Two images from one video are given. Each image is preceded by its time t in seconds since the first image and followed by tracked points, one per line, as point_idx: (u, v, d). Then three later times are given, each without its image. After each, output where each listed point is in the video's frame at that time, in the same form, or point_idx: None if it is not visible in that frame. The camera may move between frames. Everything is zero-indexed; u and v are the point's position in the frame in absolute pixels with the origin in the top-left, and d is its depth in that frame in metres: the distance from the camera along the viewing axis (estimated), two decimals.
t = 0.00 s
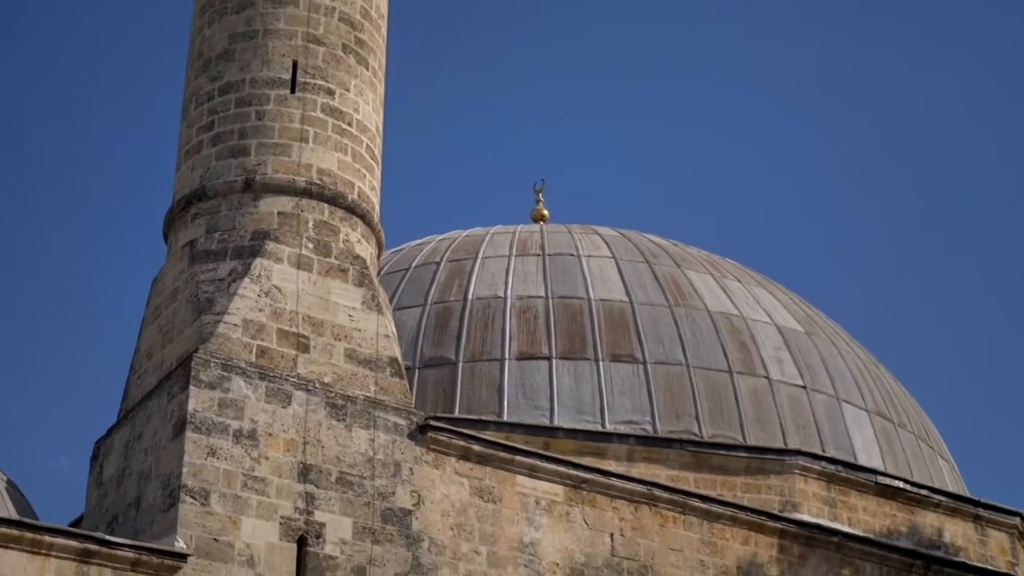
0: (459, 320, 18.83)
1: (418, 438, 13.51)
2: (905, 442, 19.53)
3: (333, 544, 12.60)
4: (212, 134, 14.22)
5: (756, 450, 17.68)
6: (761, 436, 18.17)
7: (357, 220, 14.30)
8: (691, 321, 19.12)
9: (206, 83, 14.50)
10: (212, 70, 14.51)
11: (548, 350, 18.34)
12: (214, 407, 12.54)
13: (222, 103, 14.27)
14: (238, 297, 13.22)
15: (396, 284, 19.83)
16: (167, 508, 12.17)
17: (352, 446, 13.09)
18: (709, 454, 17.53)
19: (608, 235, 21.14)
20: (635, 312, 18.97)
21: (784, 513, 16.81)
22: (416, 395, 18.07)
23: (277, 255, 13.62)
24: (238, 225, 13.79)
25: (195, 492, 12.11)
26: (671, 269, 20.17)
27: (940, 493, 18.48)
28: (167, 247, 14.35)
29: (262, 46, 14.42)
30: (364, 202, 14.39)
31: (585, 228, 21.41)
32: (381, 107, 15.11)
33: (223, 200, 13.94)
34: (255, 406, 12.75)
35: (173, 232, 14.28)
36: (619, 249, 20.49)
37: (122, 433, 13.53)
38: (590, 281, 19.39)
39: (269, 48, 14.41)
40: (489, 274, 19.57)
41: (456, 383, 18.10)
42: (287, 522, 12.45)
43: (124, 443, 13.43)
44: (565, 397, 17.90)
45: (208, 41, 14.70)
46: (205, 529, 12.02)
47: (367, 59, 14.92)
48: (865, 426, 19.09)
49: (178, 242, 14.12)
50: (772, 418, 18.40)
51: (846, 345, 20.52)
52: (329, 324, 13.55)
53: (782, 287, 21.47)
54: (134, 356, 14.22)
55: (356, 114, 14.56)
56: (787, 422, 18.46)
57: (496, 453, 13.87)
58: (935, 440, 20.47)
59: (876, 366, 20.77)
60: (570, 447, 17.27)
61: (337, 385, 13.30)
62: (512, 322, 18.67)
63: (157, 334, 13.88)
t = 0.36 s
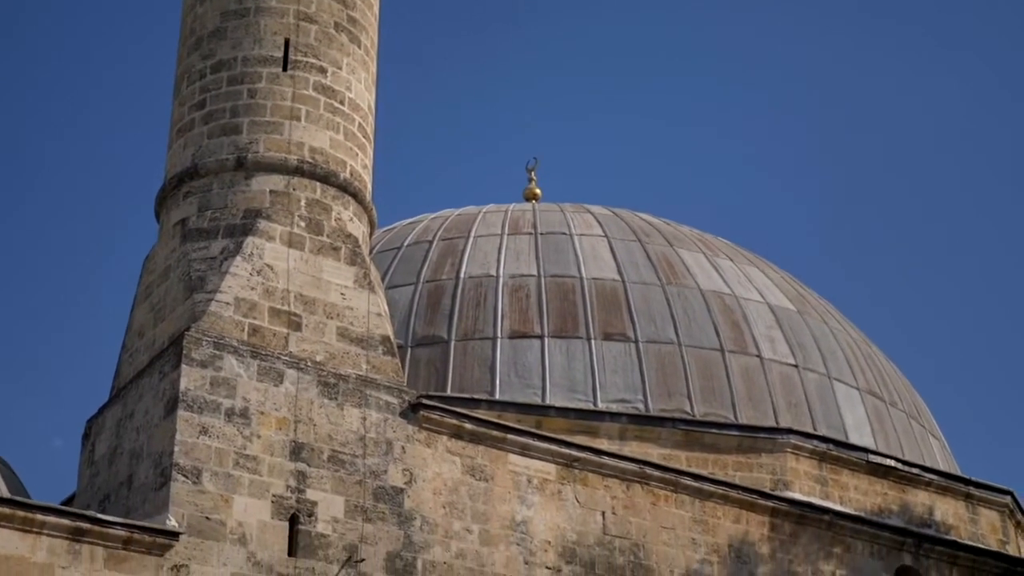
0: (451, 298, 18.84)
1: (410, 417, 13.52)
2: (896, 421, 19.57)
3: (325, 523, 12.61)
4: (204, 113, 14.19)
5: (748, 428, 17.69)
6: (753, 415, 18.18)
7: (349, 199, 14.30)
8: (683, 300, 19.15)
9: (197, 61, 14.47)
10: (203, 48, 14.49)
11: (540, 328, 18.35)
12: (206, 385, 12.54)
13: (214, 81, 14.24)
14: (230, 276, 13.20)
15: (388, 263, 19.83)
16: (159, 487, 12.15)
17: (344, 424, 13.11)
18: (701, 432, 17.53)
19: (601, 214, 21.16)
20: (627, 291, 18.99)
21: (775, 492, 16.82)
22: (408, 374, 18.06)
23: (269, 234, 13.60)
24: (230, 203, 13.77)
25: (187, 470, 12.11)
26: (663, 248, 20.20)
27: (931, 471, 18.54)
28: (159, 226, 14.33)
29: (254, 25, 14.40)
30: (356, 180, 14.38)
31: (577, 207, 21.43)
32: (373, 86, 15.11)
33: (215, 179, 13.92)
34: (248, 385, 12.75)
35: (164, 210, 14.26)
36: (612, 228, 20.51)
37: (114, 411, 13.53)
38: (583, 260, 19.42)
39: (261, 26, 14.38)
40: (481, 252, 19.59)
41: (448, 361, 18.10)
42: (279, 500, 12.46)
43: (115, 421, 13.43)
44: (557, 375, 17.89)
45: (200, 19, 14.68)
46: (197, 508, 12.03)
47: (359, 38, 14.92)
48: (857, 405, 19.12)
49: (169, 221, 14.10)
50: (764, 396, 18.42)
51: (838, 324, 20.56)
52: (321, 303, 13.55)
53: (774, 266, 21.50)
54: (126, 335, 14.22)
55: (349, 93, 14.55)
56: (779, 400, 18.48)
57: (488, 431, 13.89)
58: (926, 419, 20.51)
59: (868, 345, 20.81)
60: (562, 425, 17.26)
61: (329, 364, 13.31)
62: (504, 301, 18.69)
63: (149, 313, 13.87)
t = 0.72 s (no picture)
0: (443, 274, 18.85)
1: (402, 392, 13.53)
2: (888, 396, 19.62)
3: (318, 498, 12.64)
4: (195, 88, 14.16)
5: (739, 403, 17.71)
6: (745, 390, 18.21)
7: (341, 174, 14.29)
8: (675, 275, 19.18)
9: (189, 37, 14.45)
10: (194, 23, 14.46)
11: (533, 304, 18.37)
12: (198, 360, 12.55)
13: (205, 57, 14.22)
14: (222, 252, 13.19)
15: (380, 239, 19.84)
16: (151, 462, 12.16)
17: (336, 399, 13.12)
18: (693, 407, 17.55)
19: (593, 190, 21.18)
20: (619, 267, 19.01)
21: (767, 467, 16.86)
22: (401, 349, 18.08)
23: (261, 209, 13.59)
24: (221, 178, 13.76)
25: (179, 445, 12.13)
26: (656, 224, 20.22)
27: (922, 446, 18.59)
28: (150, 201, 14.32)
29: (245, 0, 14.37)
30: (348, 156, 14.37)
31: (569, 183, 21.44)
32: (365, 62, 15.10)
33: (206, 154, 13.91)
34: (240, 360, 12.76)
35: (156, 186, 14.25)
36: (604, 204, 20.53)
37: (106, 387, 13.55)
38: (575, 236, 19.44)
39: (253, 2, 14.36)
40: (473, 228, 19.60)
41: (440, 337, 18.10)
42: (272, 475, 12.48)
43: (107, 397, 13.44)
44: (549, 351, 17.91)
45: None
46: (189, 483, 12.04)
47: (351, 14, 14.91)
48: (849, 380, 19.16)
49: (161, 196, 14.09)
50: (756, 372, 18.44)
51: (830, 300, 20.59)
52: (313, 279, 13.55)
53: (766, 242, 21.53)
54: (118, 310, 14.22)
55: (340, 68, 14.53)
56: (771, 376, 18.51)
57: (480, 406, 13.90)
58: (918, 394, 20.56)
59: (860, 320, 20.85)
60: (554, 401, 17.28)
61: (321, 339, 13.31)
62: (497, 277, 18.70)
63: (140, 289, 13.87)
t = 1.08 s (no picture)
0: (435, 247, 18.83)
1: (395, 364, 13.52)
2: (880, 368, 19.64)
3: (310, 470, 12.64)
4: (186, 60, 14.11)
5: (732, 376, 17.72)
6: (738, 362, 18.22)
7: (333, 146, 14.25)
8: (668, 248, 19.17)
9: (180, 8, 14.40)
10: None
11: (525, 277, 18.35)
12: (191, 333, 12.53)
13: (197, 28, 14.17)
14: (214, 224, 13.16)
15: (372, 211, 19.82)
16: (144, 434, 12.16)
17: (329, 371, 13.11)
18: (686, 379, 17.56)
19: (586, 162, 21.16)
20: (612, 240, 19.01)
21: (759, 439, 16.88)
22: (393, 321, 18.06)
23: (253, 181, 13.55)
24: (214, 150, 13.72)
25: (172, 418, 12.12)
26: (648, 197, 20.22)
27: (915, 419, 18.62)
28: (142, 173, 14.28)
29: None
30: (340, 128, 14.33)
31: (562, 155, 21.41)
32: (357, 34, 15.05)
33: (198, 126, 13.86)
34: (232, 332, 12.74)
35: (147, 157, 14.21)
36: (597, 176, 20.52)
37: (98, 359, 13.53)
38: (568, 208, 19.43)
39: None
40: (466, 200, 19.59)
41: (433, 309, 18.09)
42: (264, 447, 12.48)
43: (100, 369, 13.42)
44: (542, 323, 17.90)
45: None
46: (182, 455, 12.04)
47: None
48: (841, 352, 19.18)
49: (153, 168, 14.04)
50: (749, 344, 18.45)
51: (822, 272, 20.61)
52: (305, 251, 13.52)
53: (758, 214, 21.53)
54: (110, 282, 14.20)
55: (332, 40, 14.49)
56: (764, 348, 18.51)
57: (473, 378, 13.89)
58: (909, 366, 20.60)
59: (853, 293, 20.87)
60: (547, 373, 17.29)
61: (313, 312, 13.29)
62: (489, 249, 18.69)
63: (132, 261, 13.84)
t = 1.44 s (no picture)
0: (429, 217, 18.82)
1: (389, 334, 13.52)
2: (874, 338, 19.67)
3: (305, 440, 12.66)
4: (179, 30, 14.10)
5: (725, 346, 17.74)
6: (732, 332, 18.23)
7: (326, 116, 14.23)
8: (661, 218, 19.18)
9: None
10: None
11: (519, 247, 18.36)
12: (185, 303, 12.53)
13: None
14: (207, 194, 13.14)
15: (366, 181, 19.81)
16: (138, 405, 12.17)
17: (322, 342, 13.12)
18: (680, 350, 17.57)
19: (580, 132, 21.14)
20: (606, 210, 19.01)
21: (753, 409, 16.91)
22: (387, 292, 18.06)
23: (246, 152, 13.54)
24: (206, 121, 13.69)
25: (166, 388, 12.13)
26: (642, 167, 20.22)
27: (908, 389, 18.66)
28: (135, 143, 14.25)
29: None
30: (333, 98, 14.31)
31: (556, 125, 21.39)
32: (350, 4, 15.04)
33: (191, 96, 13.83)
34: (226, 303, 12.73)
35: (140, 128, 14.18)
36: (591, 147, 20.52)
37: (91, 330, 13.53)
38: (562, 178, 19.43)
39: None
40: (460, 171, 19.58)
41: (427, 280, 18.09)
42: (258, 417, 12.49)
43: (93, 340, 13.42)
44: (536, 294, 17.91)
45: None
46: (176, 426, 12.05)
47: None
48: (835, 322, 19.20)
49: (145, 138, 14.01)
50: (742, 314, 18.46)
51: (816, 243, 20.62)
52: (298, 221, 13.50)
53: (752, 184, 21.53)
54: (103, 253, 14.18)
55: (325, 10, 14.50)
56: (757, 318, 18.52)
57: (467, 348, 13.89)
58: (903, 336, 20.63)
59: (847, 263, 20.89)
60: (541, 343, 17.30)
61: (307, 282, 13.29)
62: (483, 219, 18.69)
63: (125, 231, 13.83)
